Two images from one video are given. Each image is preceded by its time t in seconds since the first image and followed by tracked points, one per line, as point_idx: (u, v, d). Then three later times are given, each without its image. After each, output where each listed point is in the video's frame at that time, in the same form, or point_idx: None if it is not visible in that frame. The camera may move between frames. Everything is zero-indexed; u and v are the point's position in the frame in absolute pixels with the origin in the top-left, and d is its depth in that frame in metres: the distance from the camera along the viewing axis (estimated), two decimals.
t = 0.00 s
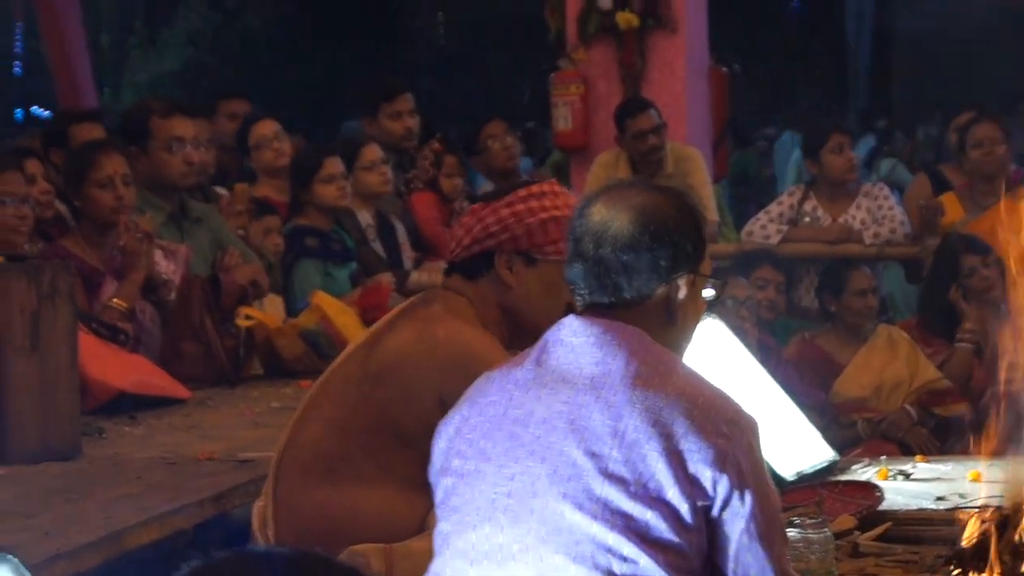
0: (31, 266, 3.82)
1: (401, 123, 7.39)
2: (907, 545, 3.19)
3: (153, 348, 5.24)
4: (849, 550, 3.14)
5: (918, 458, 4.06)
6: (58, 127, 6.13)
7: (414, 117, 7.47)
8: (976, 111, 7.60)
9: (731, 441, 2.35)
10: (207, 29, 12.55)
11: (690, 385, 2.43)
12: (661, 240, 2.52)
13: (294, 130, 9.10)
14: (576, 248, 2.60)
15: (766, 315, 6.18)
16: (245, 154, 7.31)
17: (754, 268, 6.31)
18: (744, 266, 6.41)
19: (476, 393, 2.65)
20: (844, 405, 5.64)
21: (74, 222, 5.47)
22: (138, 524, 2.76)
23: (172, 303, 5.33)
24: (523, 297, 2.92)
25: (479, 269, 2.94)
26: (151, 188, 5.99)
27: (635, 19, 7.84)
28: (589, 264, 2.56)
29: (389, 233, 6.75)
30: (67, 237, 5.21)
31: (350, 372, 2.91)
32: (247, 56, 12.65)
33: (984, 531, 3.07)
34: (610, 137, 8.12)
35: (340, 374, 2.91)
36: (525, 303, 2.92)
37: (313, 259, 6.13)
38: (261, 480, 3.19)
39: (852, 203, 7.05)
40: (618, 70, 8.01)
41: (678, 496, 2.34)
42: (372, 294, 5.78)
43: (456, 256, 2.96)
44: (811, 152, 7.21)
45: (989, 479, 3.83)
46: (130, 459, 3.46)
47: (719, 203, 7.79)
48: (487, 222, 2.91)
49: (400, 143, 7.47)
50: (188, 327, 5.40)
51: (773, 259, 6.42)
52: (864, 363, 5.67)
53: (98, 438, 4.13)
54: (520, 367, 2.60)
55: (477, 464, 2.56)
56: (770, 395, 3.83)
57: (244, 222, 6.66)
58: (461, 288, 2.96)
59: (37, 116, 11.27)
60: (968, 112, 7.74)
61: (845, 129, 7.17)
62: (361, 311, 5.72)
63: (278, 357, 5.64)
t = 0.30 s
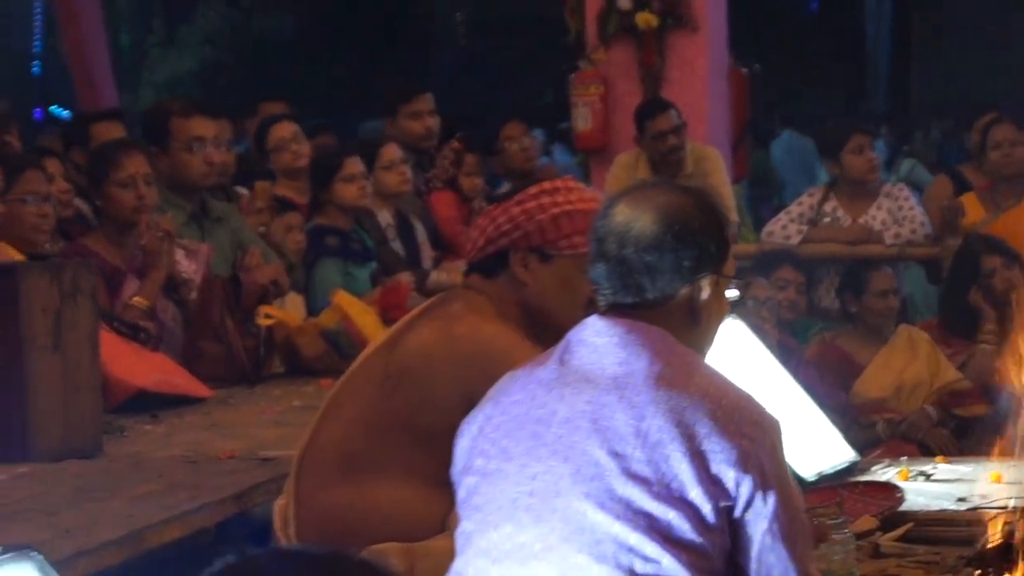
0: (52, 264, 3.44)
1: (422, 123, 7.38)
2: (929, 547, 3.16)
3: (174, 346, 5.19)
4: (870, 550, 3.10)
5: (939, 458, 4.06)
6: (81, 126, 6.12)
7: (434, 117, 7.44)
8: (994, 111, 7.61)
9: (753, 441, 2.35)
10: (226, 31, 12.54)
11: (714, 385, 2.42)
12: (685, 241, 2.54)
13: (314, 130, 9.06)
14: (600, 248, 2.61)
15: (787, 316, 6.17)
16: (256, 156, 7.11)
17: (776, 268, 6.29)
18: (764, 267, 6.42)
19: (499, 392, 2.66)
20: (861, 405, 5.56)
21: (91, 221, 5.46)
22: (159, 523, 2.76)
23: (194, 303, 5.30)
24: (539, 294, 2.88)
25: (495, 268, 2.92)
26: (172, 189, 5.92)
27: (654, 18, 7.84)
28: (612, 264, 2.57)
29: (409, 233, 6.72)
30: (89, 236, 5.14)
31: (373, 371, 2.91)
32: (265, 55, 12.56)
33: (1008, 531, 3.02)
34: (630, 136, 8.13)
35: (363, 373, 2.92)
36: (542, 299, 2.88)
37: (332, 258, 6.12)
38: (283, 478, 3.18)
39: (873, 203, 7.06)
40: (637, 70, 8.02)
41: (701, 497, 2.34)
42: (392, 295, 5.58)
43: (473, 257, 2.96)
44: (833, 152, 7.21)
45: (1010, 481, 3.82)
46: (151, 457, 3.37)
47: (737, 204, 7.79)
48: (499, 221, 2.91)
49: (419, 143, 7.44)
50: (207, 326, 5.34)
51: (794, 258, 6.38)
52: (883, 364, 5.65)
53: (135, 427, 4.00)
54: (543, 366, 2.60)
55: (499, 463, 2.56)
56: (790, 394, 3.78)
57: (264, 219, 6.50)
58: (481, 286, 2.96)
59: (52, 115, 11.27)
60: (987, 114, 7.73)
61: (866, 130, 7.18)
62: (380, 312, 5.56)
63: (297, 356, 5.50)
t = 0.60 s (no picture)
0: (88, 257, 3.34)
1: (456, 118, 7.35)
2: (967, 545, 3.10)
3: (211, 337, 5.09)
4: (907, 548, 3.05)
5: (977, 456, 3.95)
6: (115, 122, 6.12)
7: (468, 112, 7.42)
8: None
9: (792, 438, 2.32)
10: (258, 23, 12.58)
11: (752, 382, 2.40)
12: (724, 236, 2.52)
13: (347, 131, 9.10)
14: (638, 243, 2.60)
15: (823, 311, 6.14)
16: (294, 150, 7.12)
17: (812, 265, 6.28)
18: (802, 260, 6.62)
19: (537, 388, 2.66)
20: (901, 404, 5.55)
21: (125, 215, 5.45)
22: (195, 516, 2.76)
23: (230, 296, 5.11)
24: (585, 288, 2.93)
25: (540, 264, 2.97)
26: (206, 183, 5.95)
27: (689, 13, 7.87)
28: (649, 261, 2.56)
29: (442, 228, 6.67)
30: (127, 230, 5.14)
31: (423, 364, 2.96)
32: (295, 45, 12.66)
33: None
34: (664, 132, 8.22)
35: (413, 366, 2.97)
36: (589, 292, 2.92)
37: (366, 253, 5.95)
38: (319, 472, 3.17)
39: (908, 200, 7.06)
40: (672, 66, 8.07)
41: (738, 493, 2.32)
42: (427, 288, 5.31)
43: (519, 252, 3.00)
44: (868, 148, 7.19)
45: None
46: (187, 450, 3.37)
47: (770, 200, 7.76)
48: (542, 218, 2.94)
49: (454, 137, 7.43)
50: (244, 320, 5.06)
51: (830, 258, 6.56)
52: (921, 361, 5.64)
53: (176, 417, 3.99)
54: (581, 362, 2.60)
55: (537, 458, 2.57)
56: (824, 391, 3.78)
57: (298, 213, 6.49)
58: (530, 281, 2.98)
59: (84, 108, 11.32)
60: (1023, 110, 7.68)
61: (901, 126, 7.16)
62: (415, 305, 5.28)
63: (334, 350, 5.24)
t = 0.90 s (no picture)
0: (125, 253, 3.33)
1: (490, 116, 7.35)
2: (1002, 544, 3.09)
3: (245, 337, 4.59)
4: (942, 548, 3.04)
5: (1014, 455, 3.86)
6: (148, 118, 6.11)
7: (503, 110, 7.40)
8: None
9: (827, 438, 2.29)
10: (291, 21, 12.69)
11: (787, 381, 2.38)
12: (759, 236, 2.51)
13: (383, 130, 9.15)
14: (673, 243, 2.59)
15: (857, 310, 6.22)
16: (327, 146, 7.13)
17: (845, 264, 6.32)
18: (834, 261, 6.59)
19: (572, 387, 2.65)
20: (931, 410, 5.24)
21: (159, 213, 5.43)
22: (230, 513, 2.76)
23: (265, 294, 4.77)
24: (624, 286, 2.92)
25: (578, 260, 2.95)
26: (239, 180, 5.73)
27: (723, 12, 8.09)
28: (684, 259, 2.55)
29: (477, 226, 6.61)
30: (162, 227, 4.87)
31: (460, 362, 2.98)
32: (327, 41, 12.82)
33: None
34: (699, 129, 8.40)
35: (450, 363, 2.99)
36: (628, 290, 2.91)
37: (400, 251, 5.77)
38: (355, 471, 3.16)
39: (942, 199, 7.08)
40: (706, 64, 8.28)
41: (774, 492, 2.30)
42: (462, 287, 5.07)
43: (556, 249, 2.98)
44: (902, 146, 7.25)
45: None
46: (222, 446, 3.37)
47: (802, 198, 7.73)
48: (581, 215, 2.93)
49: (487, 135, 7.42)
50: (278, 318, 4.77)
51: (864, 255, 6.61)
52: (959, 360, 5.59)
53: (211, 412, 3.98)
54: (616, 361, 2.59)
55: (572, 457, 2.56)
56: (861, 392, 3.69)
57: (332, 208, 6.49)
58: (568, 278, 2.97)
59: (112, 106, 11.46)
60: None
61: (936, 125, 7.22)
62: (449, 302, 5.04)
63: (366, 349, 4.98)
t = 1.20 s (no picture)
0: (160, 253, 3.34)
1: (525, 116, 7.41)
2: None
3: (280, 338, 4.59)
4: (980, 550, 3.02)
5: None
6: (183, 117, 6.12)
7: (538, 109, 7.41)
8: None
9: (866, 438, 2.22)
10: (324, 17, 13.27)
11: (826, 380, 2.30)
12: (796, 233, 2.45)
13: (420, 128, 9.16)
14: (710, 242, 2.53)
15: (894, 311, 6.16)
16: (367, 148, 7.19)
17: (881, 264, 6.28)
18: (870, 260, 6.45)
19: (609, 387, 2.58)
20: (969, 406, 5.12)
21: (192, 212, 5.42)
22: (265, 513, 2.76)
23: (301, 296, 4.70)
24: (656, 289, 2.93)
25: (613, 258, 2.94)
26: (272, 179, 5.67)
27: (759, 11, 7.96)
28: (722, 258, 2.49)
29: (512, 224, 6.54)
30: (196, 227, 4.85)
31: (482, 362, 2.93)
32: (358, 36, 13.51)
33: None
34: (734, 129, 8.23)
35: (473, 363, 2.94)
36: (655, 295, 2.93)
37: (434, 250, 5.77)
38: (389, 472, 3.14)
39: (979, 199, 7.06)
40: (742, 63, 8.14)
41: (812, 493, 2.22)
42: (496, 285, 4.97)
43: (589, 246, 2.96)
44: (939, 147, 7.22)
45: None
46: (257, 446, 3.36)
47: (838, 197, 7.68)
48: (624, 212, 2.90)
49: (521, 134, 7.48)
50: (313, 316, 4.68)
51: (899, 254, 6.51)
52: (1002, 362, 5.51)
53: (247, 411, 3.96)
54: (653, 360, 2.51)
55: (609, 458, 2.50)
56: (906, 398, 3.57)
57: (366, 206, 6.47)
58: (594, 278, 2.96)
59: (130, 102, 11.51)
60: None
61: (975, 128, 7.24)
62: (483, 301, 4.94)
63: (403, 348, 4.90)
